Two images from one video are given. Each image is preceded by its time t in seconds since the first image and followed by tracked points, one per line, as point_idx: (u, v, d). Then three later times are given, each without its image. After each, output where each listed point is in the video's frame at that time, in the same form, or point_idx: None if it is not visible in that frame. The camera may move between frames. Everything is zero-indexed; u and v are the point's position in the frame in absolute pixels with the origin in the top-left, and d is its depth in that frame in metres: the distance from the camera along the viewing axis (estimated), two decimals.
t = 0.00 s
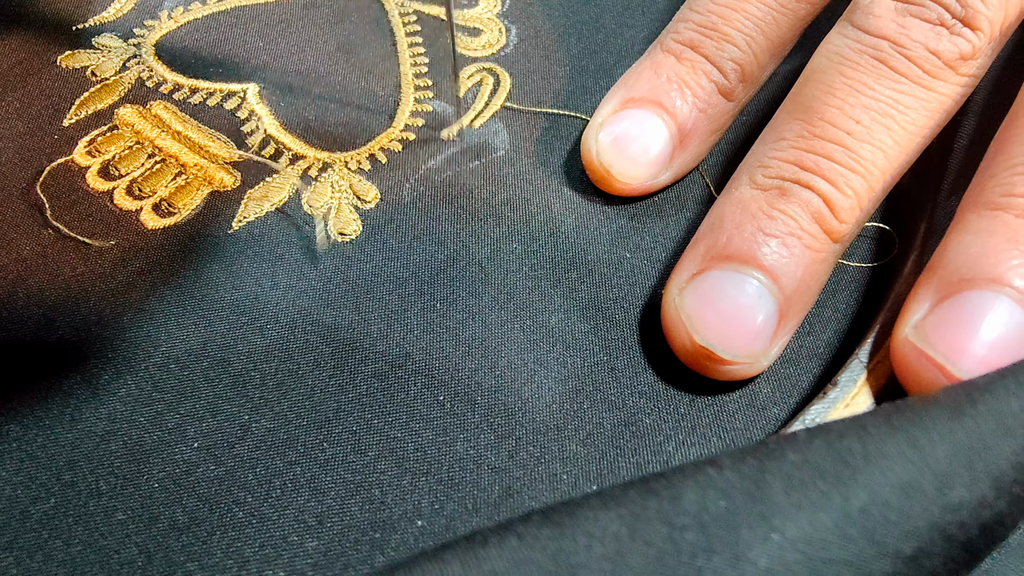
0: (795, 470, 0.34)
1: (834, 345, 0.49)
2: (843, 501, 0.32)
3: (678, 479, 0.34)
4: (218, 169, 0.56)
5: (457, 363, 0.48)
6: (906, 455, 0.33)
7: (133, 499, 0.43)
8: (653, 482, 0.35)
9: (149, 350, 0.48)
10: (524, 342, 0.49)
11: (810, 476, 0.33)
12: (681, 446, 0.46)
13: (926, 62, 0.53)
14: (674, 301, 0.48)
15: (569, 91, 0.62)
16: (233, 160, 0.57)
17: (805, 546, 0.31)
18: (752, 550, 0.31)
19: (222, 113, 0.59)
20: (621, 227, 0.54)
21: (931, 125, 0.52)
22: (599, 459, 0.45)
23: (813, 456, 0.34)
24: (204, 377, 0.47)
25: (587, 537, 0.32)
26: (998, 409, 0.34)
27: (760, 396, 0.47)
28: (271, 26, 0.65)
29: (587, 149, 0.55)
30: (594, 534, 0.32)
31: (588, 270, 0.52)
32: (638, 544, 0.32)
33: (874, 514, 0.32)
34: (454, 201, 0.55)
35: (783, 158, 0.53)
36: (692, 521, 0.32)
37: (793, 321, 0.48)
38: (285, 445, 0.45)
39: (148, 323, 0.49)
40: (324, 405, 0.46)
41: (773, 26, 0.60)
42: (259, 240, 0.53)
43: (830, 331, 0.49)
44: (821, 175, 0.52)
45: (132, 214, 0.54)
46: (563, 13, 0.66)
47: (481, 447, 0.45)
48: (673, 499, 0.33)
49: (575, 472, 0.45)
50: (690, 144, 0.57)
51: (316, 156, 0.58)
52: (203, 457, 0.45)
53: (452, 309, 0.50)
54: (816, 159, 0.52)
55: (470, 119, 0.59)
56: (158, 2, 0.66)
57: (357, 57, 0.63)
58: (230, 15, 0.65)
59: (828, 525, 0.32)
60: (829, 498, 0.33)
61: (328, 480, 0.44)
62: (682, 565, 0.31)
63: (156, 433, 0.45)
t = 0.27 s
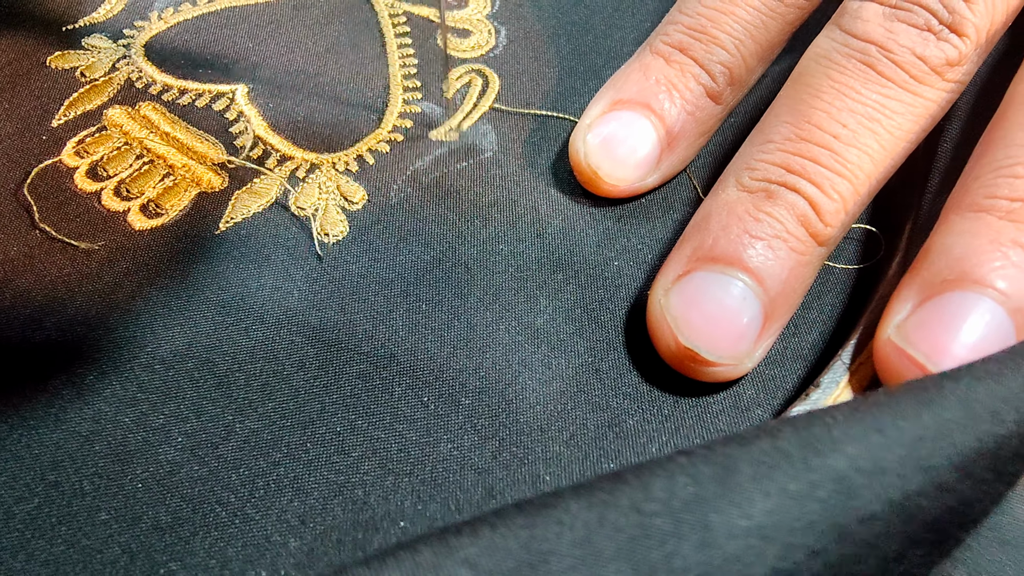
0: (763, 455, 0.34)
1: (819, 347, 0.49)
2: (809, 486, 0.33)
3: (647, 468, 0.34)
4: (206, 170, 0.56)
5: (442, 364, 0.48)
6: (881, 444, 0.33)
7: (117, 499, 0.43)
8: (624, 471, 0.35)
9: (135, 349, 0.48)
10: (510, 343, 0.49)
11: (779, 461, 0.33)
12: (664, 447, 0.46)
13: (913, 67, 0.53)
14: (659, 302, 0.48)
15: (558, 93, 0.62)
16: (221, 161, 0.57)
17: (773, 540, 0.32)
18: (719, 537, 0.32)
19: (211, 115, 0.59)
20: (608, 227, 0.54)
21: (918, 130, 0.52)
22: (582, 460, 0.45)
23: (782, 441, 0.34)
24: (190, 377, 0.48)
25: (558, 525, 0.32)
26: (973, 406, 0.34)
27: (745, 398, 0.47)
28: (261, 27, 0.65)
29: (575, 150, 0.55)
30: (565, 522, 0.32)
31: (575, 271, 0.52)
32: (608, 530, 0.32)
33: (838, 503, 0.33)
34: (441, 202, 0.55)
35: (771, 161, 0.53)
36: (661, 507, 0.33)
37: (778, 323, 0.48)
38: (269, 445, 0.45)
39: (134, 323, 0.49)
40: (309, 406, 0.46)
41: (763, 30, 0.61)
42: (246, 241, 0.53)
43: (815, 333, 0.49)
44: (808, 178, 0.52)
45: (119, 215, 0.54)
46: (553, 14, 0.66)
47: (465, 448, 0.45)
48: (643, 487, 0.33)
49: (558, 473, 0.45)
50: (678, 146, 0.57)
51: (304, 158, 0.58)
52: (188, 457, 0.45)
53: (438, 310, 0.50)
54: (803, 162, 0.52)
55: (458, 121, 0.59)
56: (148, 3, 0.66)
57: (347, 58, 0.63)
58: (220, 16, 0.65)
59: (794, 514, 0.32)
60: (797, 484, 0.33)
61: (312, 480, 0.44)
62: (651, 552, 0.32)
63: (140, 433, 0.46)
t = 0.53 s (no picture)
0: (736, 430, 0.34)
1: (809, 338, 0.48)
2: (781, 458, 0.33)
3: (626, 444, 0.35)
4: (199, 160, 0.56)
5: (431, 354, 0.48)
6: (855, 419, 0.34)
7: (107, 486, 0.43)
8: (602, 446, 0.35)
9: (126, 338, 0.48)
10: (500, 333, 0.49)
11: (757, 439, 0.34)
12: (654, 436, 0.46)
13: (906, 60, 0.53)
14: (650, 291, 0.48)
15: (552, 85, 0.62)
16: (213, 152, 0.57)
17: (747, 514, 0.32)
18: (695, 510, 0.32)
19: (204, 106, 0.59)
20: (599, 218, 0.54)
21: (909, 123, 0.52)
22: (570, 449, 0.45)
23: (754, 415, 0.34)
24: (180, 365, 0.48)
25: (536, 496, 0.33)
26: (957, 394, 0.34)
27: (735, 389, 0.47)
28: (254, 19, 0.65)
29: (568, 140, 0.55)
30: (544, 493, 0.33)
31: (566, 261, 0.52)
32: (585, 501, 0.32)
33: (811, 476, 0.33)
34: (433, 192, 0.55)
35: (763, 151, 0.53)
36: (636, 480, 0.33)
37: (768, 313, 0.48)
38: (258, 433, 0.45)
39: (125, 311, 0.49)
40: (298, 395, 0.47)
41: (756, 23, 0.61)
42: (237, 231, 0.53)
43: (806, 324, 0.49)
44: (800, 169, 0.52)
45: (111, 204, 0.54)
46: (547, 6, 0.66)
47: (454, 437, 0.45)
48: (620, 460, 0.34)
49: (546, 461, 0.45)
50: (671, 138, 0.57)
51: (296, 148, 0.58)
52: (177, 445, 0.45)
53: (429, 299, 0.50)
54: (796, 152, 0.52)
55: (451, 113, 0.59)
56: None
57: (341, 50, 0.63)
58: (215, 8, 0.65)
59: (765, 486, 0.33)
60: (769, 457, 0.33)
61: (301, 468, 0.44)
62: (629, 525, 0.32)
63: (130, 421, 0.45)
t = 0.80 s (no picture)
0: (739, 420, 0.35)
1: (808, 327, 0.49)
2: (784, 450, 0.34)
3: (631, 432, 0.35)
4: (204, 153, 0.57)
5: (435, 343, 0.49)
6: (856, 412, 0.34)
7: (116, 472, 0.44)
8: (606, 434, 0.35)
9: (134, 327, 0.49)
10: (503, 323, 0.50)
11: (756, 426, 0.34)
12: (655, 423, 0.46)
13: (904, 51, 0.53)
14: (652, 280, 0.48)
15: (553, 79, 0.62)
16: (219, 145, 0.57)
17: (749, 504, 0.33)
18: (698, 500, 0.33)
19: (210, 99, 0.60)
20: (601, 209, 0.55)
21: (907, 113, 0.53)
22: (573, 436, 0.46)
23: (757, 405, 0.35)
24: (188, 354, 0.48)
25: (542, 485, 0.33)
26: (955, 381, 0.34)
27: (735, 377, 0.48)
28: (259, 14, 0.65)
29: (571, 132, 0.56)
30: (549, 482, 0.33)
31: (568, 252, 0.53)
32: (590, 489, 0.33)
33: (812, 468, 0.33)
34: (436, 185, 0.55)
35: (763, 141, 0.53)
36: (641, 469, 0.34)
37: (768, 302, 0.49)
38: (265, 420, 0.46)
39: (132, 301, 0.50)
40: (303, 383, 0.47)
41: (756, 16, 0.61)
42: (243, 222, 0.54)
43: (806, 313, 0.50)
44: (799, 159, 0.52)
45: (119, 196, 0.54)
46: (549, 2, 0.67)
47: (457, 424, 0.46)
48: (624, 450, 0.34)
49: (549, 449, 0.45)
50: (672, 130, 0.58)
51: (301, 142, 0.58)
52: (185, 432, 0.45)
53: (432, 290, 0.51)
54: (795, 143, 0.53)
55: (454, 106, 0.60)
56: None
57: (345, 45, 0.64)
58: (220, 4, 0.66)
59: (768, 478, 0.33)
60: (771, 443, 0.34)
61: (307, 454, 0.45)
62: (633, 514, 0.33)
63: (139, 408, 0.46)
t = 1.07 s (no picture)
0: (743, 420, 0.35)
1: (806, 322, 0.50)
2: (782, 442, 0.34)
3: (635, 430, 0.36)
4: (211, 150, 0.58)
5: (439, 337, 0.50)
6: (854, 410, 0.35)
7: (125, 462, 0.45)
8: (611, 432, 0.36)
9: (143, 320, 0.50)
10: (506, 318, 0.50)
11: (757, 426, 0.35)
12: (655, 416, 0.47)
13: (899, 49, 0.55)
14: (652, 275, 0.49)
15: (555, 79, 0.63)
16: (226, 142, 0.58)
17: (754, 507, 0.34)
18: (702, 502, 0.34)
19: (216, 98, 0.61)
20: (602, 207, 0.56)
21: (903, 110, 0.54)
22: (575, 428, 0.47)
23: (758, 406, 0.35)
24: (196, 347, 0.49)
25: (548, 484, 0.34)
26: (948, 374, 0.36)
27: (733, 371, 0.49)
28: (265, 15, 0.66)
29: (572, 131, 0.57)
30: (556, 481, 0.34)
31: (569, 249, 0.53)
32: (595, 490, 0.34)
33: (815, 472, 0.34)
34: (440, 183, 0.56)
35: (761, 139, 0.54)
36: (646, 471, 0.34)
37: (766, 296, 0.50)
38: (271, 412, 0.47)
39: (140, 296, 0.51)
40: (309, 376, 0.48)
41: (754, 17, 0.63)
42: (249, 219, 0.54)
43: (803, 309, 0.51)
44: (796, 156, 0.53)
45: (126, 192, 0.55)
46: (550, 4, 0.68)
47: (461, 416, 0.47)
48: (630, 452, 0.35)
49: (551, 441, 0.46)
50: (672, 129, 0.59)
51: (306, 140, 0.59)
52: (194, 423, 0.46)
53: (437, 285, 0.52)
54: (792, 140, 0.54)
55: (457, 105, 0.61)
56: None
57: (349, 45, 0.65)
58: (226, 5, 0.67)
59: (768, 474, 0.34)
60: (773, 441, 0.34)
61: (314, 445, 0.46)
62: (638, 515, 0.34)
63: (147, 399, 0.47)
